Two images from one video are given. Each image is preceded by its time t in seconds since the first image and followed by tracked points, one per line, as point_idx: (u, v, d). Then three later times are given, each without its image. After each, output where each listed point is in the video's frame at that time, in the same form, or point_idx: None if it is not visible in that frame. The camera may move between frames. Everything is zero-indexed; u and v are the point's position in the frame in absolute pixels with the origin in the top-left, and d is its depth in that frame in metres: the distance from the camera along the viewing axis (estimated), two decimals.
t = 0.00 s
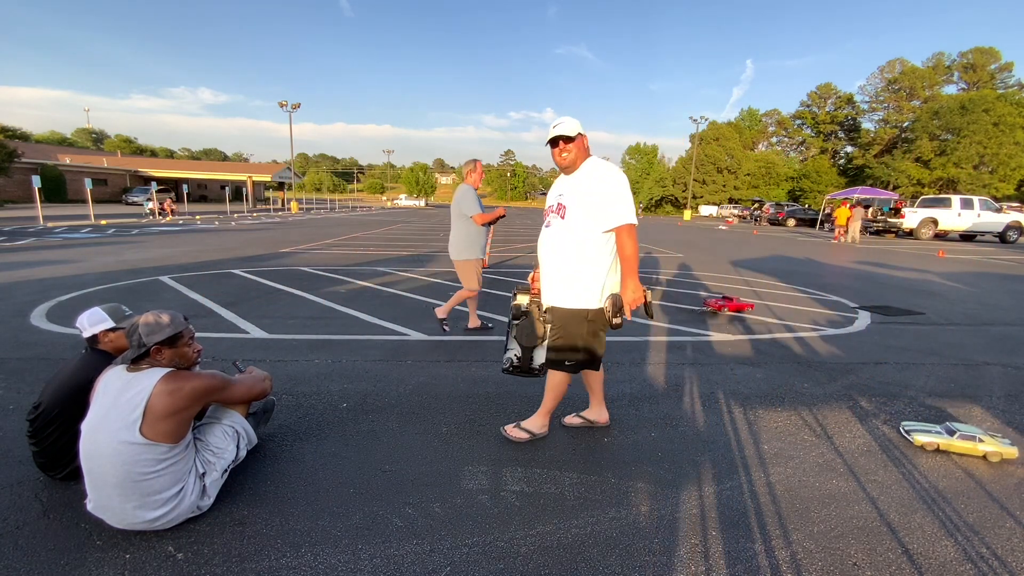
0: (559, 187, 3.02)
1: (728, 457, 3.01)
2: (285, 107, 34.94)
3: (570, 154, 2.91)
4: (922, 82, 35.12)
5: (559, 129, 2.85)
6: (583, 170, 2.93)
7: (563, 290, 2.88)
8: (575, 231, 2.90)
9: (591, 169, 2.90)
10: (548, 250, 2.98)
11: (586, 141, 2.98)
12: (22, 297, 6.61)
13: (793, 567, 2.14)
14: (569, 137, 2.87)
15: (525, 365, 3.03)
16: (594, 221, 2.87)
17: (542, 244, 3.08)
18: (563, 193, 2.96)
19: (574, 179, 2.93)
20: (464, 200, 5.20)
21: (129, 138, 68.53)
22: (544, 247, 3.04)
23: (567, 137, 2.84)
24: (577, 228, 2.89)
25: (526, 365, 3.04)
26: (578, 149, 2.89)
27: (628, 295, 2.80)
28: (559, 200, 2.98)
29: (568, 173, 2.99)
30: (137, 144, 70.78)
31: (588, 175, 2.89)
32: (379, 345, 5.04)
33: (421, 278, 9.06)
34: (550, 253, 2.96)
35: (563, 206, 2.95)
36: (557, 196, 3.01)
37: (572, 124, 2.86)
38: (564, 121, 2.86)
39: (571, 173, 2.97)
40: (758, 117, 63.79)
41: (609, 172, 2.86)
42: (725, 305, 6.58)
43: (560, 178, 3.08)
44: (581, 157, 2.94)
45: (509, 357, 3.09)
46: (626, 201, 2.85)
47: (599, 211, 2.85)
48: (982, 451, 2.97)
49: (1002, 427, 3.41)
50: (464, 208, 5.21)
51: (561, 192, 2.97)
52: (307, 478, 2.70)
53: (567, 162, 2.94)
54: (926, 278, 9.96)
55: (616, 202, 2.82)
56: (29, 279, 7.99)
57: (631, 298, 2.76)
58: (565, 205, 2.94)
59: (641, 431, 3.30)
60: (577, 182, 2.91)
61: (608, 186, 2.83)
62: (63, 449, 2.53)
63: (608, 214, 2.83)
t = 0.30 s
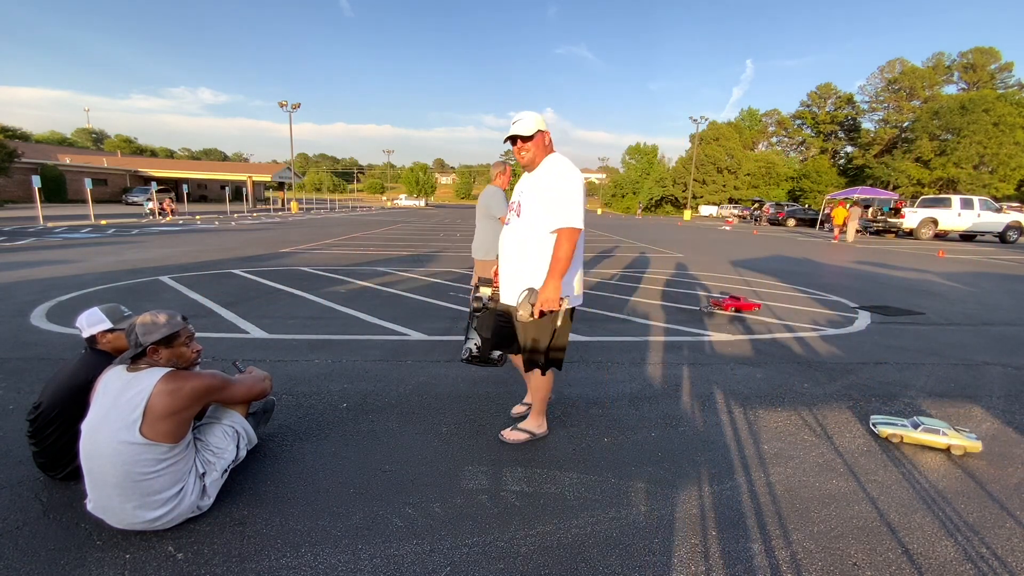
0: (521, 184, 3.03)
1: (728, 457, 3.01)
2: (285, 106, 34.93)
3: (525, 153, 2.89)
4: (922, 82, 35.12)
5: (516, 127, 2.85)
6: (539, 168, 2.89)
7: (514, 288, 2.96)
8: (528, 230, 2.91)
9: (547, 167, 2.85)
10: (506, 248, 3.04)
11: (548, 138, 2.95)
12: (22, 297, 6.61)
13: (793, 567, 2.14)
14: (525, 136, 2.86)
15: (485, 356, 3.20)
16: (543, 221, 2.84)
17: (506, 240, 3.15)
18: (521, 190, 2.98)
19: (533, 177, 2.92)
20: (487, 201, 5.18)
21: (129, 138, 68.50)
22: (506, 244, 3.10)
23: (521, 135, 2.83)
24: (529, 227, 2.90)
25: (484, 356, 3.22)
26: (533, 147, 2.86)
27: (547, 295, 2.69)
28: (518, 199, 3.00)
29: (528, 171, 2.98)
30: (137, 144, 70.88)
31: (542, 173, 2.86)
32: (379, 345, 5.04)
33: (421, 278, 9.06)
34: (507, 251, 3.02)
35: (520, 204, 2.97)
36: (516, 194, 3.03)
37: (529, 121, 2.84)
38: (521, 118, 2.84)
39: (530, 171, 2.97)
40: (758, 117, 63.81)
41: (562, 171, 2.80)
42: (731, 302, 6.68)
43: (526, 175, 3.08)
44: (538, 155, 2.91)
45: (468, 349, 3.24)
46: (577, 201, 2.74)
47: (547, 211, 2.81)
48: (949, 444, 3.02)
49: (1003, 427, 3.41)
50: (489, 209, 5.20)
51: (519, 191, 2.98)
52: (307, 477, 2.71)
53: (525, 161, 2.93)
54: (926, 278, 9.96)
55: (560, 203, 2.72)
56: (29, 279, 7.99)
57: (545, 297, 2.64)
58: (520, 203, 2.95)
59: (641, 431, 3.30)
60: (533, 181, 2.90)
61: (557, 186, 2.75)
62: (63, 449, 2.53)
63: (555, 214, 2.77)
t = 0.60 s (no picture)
0: (483, 184, 2.95)
1: (728, 457, 3.01)
2: (285, 106, 34.90)
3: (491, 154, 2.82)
4: (922, 82, 35.12)
5: (479, 127, 2.76)
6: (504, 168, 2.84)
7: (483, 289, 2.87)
8: (495, 230, 2.84)
9: (513, 168, 2.82)
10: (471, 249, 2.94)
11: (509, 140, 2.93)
12: (22, 297, 6.61)
13: (793, 567, 2.14)
14: (489, 135, 2.78)
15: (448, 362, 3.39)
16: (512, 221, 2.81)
17: (467, 242, 3.04)
18: (485, 190, 2.89)
19: (497, 178, 2.87)
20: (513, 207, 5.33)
21: (129, 138, 68.49)
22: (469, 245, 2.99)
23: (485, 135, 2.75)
24: (497, 228, 2.83)
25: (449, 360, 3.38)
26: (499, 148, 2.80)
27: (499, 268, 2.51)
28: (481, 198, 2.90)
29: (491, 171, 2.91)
30: (137, 144, 70.86)
31: (509, 174, 2.81)
32: (379, 345, 5.04)
33: (421, 278, 9.06)
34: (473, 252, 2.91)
35: (483, 205, 2.88)
36: (478, 194, 2.93)
37: (491, 121, 2.76)
38: (484, 118, 2.76)
39: (494, 172, 2.90)
40: (758, 117, 63.79)
41: (528, 172, 2.79)
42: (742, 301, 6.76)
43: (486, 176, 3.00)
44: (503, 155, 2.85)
45: (431, 366, 3.36)
46: (547, 203, 2.78)
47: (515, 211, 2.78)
48: (904, 434, 3.14)
49: (1003, 427, 3.41)
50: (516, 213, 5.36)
51: (482, 191, 2.90)
52: (307, 477, 2.71)
53: (490, 162, 2.86)
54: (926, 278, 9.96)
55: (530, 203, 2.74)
56: (29, 279, 7.99)
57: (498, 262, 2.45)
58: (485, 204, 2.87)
59: (641, 431, 3.30)
60: (499, 182, 2.84)
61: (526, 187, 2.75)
62: (63, 449, 2.53)
63: (525, 214, 2.76)
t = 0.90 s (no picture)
0: (456, 179, 2.81)
1: (728, 457, 3.00)
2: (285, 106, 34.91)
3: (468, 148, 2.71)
4: (922, 82, 35.13)
5: (456, 120, 2.64)
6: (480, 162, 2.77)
7: (474, 287, 2.75)
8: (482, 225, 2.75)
9: (492, 162, 2.75)
10: (451, 247, 2.79)
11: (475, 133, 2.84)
12: (22, 297, 6.61)
13: (793, 567, 2.14)
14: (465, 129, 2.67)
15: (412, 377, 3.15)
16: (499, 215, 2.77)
17: (441, 240, 2.86)
18: (462, 186, 2.77)
19: (475, 172, 2.77)
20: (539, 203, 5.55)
21: (129, 138, 68.49)
22: (447, 243, 2.82)
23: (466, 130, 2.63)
24: (483, 223, 2.74)
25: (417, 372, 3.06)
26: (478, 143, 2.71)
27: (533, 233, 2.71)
28: (459, 194, 2.77)
29: (465, 166, 2.78)
30: (137, 144, 70.91)
31: (490, 169, 2.75)
32: (379, 345, 5.04)
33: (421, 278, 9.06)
34: (456, 249, 2.77)
35: (465, 200, 2.76)
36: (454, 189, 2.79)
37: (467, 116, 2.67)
38: (458, 112, 2.65)
39: (469, 166, 2.78)
40: (758, 117, 63.80)
41: (507, 166, 2.76)
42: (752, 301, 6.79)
43: (454, 171, 2.86)
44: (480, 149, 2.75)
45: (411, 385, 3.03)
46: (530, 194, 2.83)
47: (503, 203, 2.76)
48: (860, 423, 3.27)
49: (1003, 427, 3.41)
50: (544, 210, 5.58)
51: (460, 186, 2.77)
52: (307, 478, 2.70)
53: (466, 157, 2.74)
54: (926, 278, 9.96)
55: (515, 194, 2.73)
56: (29, 279, 7.98)
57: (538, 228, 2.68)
58: (467, 199, 2.75)
59: (641, 431, 3.30)
60: (481, 176, 2.74)
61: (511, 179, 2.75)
62: (63, 449, 2.53)
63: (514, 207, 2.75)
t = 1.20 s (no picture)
0: (443, 180, 2.58)
1: (728, 457, 3.00)
2: (285, 105, 34.90)
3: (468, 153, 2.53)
4: (922, 82, 35.14)
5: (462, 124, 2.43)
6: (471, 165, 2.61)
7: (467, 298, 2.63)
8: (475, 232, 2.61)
9: (484, 167, 2.60)
10: (441, 254, 2.60)
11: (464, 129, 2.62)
12: (22, 297, 6.61)
13: (793, 567, 2.14)
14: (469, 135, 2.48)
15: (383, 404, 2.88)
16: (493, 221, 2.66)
17: (428, 244, 2.62)
18: (455, 189, 2.56)
19: (466, 175, 2.58)
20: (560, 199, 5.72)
21: (129, 138, 68.49)
22: (435, 249, 2.61)
23: (472, 137, 2.43)
24: (478, 230, 2.60)
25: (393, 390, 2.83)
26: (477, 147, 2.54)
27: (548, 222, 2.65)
28: (453, 197, 2.56)
29: (456, 168, 2.58)
30: (137, 144, 70.92)
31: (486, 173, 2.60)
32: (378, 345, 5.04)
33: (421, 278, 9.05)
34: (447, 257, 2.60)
35: (459, 204, 2.56)
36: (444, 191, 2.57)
37: (468, 118, 2.46)
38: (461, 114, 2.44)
39: (461, 169, 2.59)
40: (758, 117, 63.82)
41: (499, 171, 2.65)
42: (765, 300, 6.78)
43: (438, 169, 2.61)
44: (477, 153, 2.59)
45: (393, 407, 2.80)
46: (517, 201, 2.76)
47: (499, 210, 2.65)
48: (831, 416, 3.39)
49: (1003, 427, 3.41)
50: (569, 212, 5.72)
51: (452, 190, 2.56)
52: (306, 477, 2.70)
53: (463, 161, 2.55)
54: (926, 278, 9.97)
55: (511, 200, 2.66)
56: (29, 279, 7.98)
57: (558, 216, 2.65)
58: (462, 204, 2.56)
59: (641, 431, 3.30)
60: (477, 180, 2.58)
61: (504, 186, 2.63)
62: (63, 449, 2.53)
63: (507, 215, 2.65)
